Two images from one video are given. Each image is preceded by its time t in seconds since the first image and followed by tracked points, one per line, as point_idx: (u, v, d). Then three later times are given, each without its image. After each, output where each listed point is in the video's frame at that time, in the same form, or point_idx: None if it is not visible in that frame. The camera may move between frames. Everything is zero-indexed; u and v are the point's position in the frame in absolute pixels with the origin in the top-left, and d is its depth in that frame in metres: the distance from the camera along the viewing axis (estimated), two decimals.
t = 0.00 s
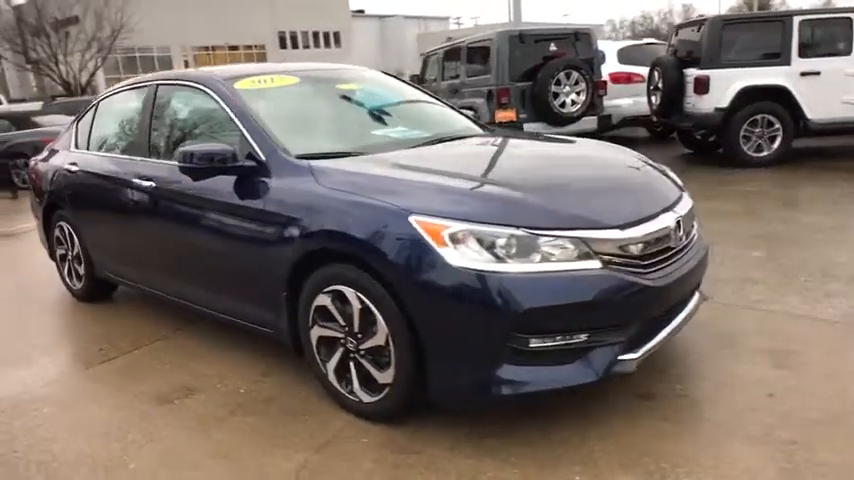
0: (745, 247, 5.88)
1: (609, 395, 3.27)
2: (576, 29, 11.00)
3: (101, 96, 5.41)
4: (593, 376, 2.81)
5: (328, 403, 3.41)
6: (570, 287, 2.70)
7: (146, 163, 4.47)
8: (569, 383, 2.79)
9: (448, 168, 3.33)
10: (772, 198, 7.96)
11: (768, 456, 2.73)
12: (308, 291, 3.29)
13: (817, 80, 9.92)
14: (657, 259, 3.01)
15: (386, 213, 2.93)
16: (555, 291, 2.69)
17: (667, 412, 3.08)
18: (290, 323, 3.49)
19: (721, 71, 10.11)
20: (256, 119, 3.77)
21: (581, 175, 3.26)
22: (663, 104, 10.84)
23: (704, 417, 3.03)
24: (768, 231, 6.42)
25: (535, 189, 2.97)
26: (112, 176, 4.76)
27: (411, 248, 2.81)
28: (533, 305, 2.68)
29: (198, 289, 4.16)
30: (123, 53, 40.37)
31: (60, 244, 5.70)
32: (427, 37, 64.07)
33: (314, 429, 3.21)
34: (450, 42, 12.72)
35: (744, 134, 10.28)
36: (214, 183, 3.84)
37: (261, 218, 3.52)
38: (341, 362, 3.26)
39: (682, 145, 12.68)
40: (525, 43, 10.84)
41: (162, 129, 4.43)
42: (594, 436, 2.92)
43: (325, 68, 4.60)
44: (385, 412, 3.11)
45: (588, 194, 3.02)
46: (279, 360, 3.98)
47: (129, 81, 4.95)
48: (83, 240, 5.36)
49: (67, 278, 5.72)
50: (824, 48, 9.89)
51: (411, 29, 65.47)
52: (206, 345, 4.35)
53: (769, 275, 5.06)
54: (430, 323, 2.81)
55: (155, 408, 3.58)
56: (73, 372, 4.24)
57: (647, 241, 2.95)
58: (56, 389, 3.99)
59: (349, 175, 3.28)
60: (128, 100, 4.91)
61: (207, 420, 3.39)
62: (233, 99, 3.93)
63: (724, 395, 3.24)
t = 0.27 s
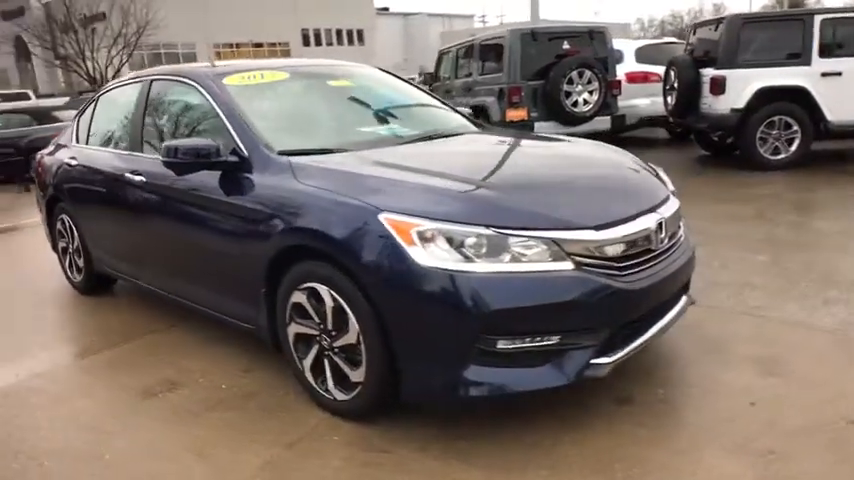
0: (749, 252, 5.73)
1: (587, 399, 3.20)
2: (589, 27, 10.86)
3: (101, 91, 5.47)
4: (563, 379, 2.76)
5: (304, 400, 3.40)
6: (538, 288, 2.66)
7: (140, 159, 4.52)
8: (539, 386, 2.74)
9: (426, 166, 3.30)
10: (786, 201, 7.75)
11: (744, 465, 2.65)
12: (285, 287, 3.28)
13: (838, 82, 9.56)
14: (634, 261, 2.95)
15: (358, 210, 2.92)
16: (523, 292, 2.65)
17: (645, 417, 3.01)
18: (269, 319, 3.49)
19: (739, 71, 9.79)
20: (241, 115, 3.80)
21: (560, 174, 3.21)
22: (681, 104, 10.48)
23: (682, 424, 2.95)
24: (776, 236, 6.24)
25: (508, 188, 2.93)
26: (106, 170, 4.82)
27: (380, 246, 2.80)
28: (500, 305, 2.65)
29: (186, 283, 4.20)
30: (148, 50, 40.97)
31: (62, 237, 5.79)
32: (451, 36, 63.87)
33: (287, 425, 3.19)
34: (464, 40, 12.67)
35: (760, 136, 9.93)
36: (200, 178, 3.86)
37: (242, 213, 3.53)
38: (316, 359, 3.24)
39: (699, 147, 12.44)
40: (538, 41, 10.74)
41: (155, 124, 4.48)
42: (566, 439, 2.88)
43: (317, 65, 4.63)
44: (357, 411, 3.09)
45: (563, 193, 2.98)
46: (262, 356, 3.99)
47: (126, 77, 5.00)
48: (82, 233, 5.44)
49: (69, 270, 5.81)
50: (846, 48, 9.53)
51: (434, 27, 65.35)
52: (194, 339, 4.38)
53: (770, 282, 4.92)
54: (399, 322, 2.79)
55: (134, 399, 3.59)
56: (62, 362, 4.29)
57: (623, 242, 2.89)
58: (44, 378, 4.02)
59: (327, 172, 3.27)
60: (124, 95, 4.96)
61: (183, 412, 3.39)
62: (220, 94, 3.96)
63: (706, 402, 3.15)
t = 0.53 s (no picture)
0: (755, 255, 5.61)
1: (571, 403, 3.19)
2: (604, 25, 10.72)
3: (109, 87, 5.58)
4: (539, 383, 2.75)
5: (289, 396, 3.44)
6: (514, 290, 2.66)
7: (142, 155, 4.61)
8: (514, 389, 2.74)
9: (413, 166, 3.31)
10: (799, 202, 7.57)
11: (720, 473, 2.63)
12: (271, 284, 3.32)
13: None
14: (616, 264, 2.92)
15: (340, 211, 2.95)
16: (499, 295, 2.66)
17: (626, 422, 3.00)
18: (258, 316, 3.54)
19: (756, 71, 9.46)
20: (234, 112, 3.85)
21: (546, 175, 3.20)
22: (695, 104, 10.22)
23: (663, 430, 2.92)
24: (785, 238, 6.10)
25: (490, 190, 2.93)
26: (111, 166, 4.92)
27: (360, 246, 2.83)
28: (475, 307, 2.65)
29: (183, 278, 4.27)
30: (173, 45, 41.53)
31: (71, 230, 5.92)
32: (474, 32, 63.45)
33: (270, 420, 3.23)
34: (479, 38, 12.63)
35: (777, 137, 9.62)
36: (195, 175, 3.92)
37: (232, 210, 3.58)
38: (300, 356, 3.28)
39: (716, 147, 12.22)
40: (551, 39, 10.65)
41: (157, 121, 4.56)
42: (544, 441, 2.88)
43: (316, 63, 4.68)
44: (338, 409, 3.12)
45: (545, 195, 2.97)
46: (254, 352, 4.04)
47: (131, 73, 5.10)
48: (88, 226, 5.56)
49: (76, 262, 5.93)
50: None
51: (457, 23, 65.12)
52: (190, 333, 4.45)
53: (773, 285, 4.81)
54: (376, 322, 2.81)
55: (125, 389, 3.67)
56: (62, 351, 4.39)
57: (604, 246, 2.86)
58: (42, 367, 4.10)
59: (314, 171, 3.30)
60: (129, 92, 5.06)
61: (171, 404, 3.45)
62: (215, 91, 4.02)
63: (690, 408, 3.10)
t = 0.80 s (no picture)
0: (757, 253, 5.52)
1: (550, 401, 3.20)
2: (614, 21, 10.60)
3: (114, 82, 5.69)
4: (512, 378, 2.78)
5: (274, 387, 3.50)
6: (487, 286, 2.70)
7: (142, 149, 4.71)
8: (486, 383, 2.78)
9: (398, 162, 3.35)
10: (806, 200, 7.45)
11: (689, 472, 2.62)
12: (257, 277, 3.39)
13: None
14: (594, 262, 2.92)
15: (321, 206, 3.01)
16: (472, 290, 2.69)
17: (603, 420, 3.01)
18: (246, 308, 3.62)
19: (769, 67, 8.95)
20: (227, 107, 3.94)
21: (527, 172, 3.22)
22: (706, 102, 9.72)
23: (638, 428, 2.93)
24: (789, 237, 5.99)
25: (468, 187, 2.97)
26: (114, 159, 5.03)
27: (338, 241, 2.89)
28: (448, 302, 2.69)
29: (179, 271, 4.37)
30: (193, 40, 42.00)
31: (78, 221, 6.06)
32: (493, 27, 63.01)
33: (253, 410, 3.30)
34: (490, 33, 12.58)
35: (789, 134, 9.13)
36: (189, 169, 4.01)
37: (222, 204, 3.65)
38: (284, 348, 3.34)
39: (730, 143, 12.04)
40: (560, 35, 10.56)
41: (156, 116, 4.65)
42: (518, 437, 2.92)
43: (312, 60, 4.74)
44: (318, 400, 3.18)
45: (524, 192, 2.99)
46: (246, 344, 4.12)
47: (134, 68, 5.20)
48: (94, 218, 5.69)
49: (83, 253, 6.07)
50: None
51: (476, 18, 64.71)
52: (187, 324, 4.55)
53: (770, 285, 4.73)
54: (354, 316, 2.87)
55: (118, 377, 3.77)
56: (63, 338, 4.51)
57: (582, 243, 2.87)
58: (41, 354, 4.23)
59: (300, 166, 3.36)
60: (132, 87, 5.16)
61: (160, 392, 3.54)
62: (210, 86, 4.11)
63: (668, 406, 3.10)
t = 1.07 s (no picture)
0: (758, 256, 5.47)
1: (533, 400, 3.22)
2: (625, 22, 10.49)
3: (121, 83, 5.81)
4: (490, 377, 2.83)
5: (264, 383, 3.57)
6: (465, 285, 2.73)
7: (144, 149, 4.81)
8: (464, 381, 2.81)
9: (386, 163, 3.40)
10: (816, 203, 7.35)
11: (665, 474, 2.63)
12: (247, 275, 3.46)
13: None
14: (575, 262, 2.94)
15: (307, 206, 3.07)
16: (450, 289, 2.73)
17: (584, 420, 3.03)
18: (238, 305, 3.69)
19: (781, 68, 8.73)
20: (222, 108, 4.03)
21: (512, 173, 3.25)
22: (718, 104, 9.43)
23: (618, 429, 2.94)
24: (793, 239, 5.93)
25: (450, 187, 3.01)
26: (118, 159, 5.14)
27: (321, 240, 2.94)
28: (426, 301, 2.73)
29: (177, 268, 4.46)
30: (213, 40, 42.49)
31: (86, 219, 6.19)
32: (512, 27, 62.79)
33: (242, 404, 3.37)
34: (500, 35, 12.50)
35: (801, 136, 8.92)
36: (186, 169, 4.09)
37: (216, 203, 3.73)
38: (273, 344, 3.40)
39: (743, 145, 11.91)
40: (571, 35, 10.45)
41: (158, 116, 4.74)
42: (499, 435, 2.94)
43: (310, 63, 4.81)
44: (304, 396, 3.23)
45: (507, 192, 3.02)
46: (241, 340, 4.19)
47: (138, 69, 5.31)
48: (100, 216, 5.81)
49: (91, 250, 6.20)
50: None
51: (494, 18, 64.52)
52: (186, 321, 4.64)
53: (768, 288, 4.70)
54: (336, 314, 2.92)
55: (116, 372, 3.86)
56: (67, 334, 4.63)
57: (562, 244, 2.89)
58: (44, 349, 4.34)
59: (290, 167, 3.42)
60: (136, 88, 5.26)
61: (154, 387, 3.63)
62: (208, 87, 4.21)
63: (651, 408, 3.10)
